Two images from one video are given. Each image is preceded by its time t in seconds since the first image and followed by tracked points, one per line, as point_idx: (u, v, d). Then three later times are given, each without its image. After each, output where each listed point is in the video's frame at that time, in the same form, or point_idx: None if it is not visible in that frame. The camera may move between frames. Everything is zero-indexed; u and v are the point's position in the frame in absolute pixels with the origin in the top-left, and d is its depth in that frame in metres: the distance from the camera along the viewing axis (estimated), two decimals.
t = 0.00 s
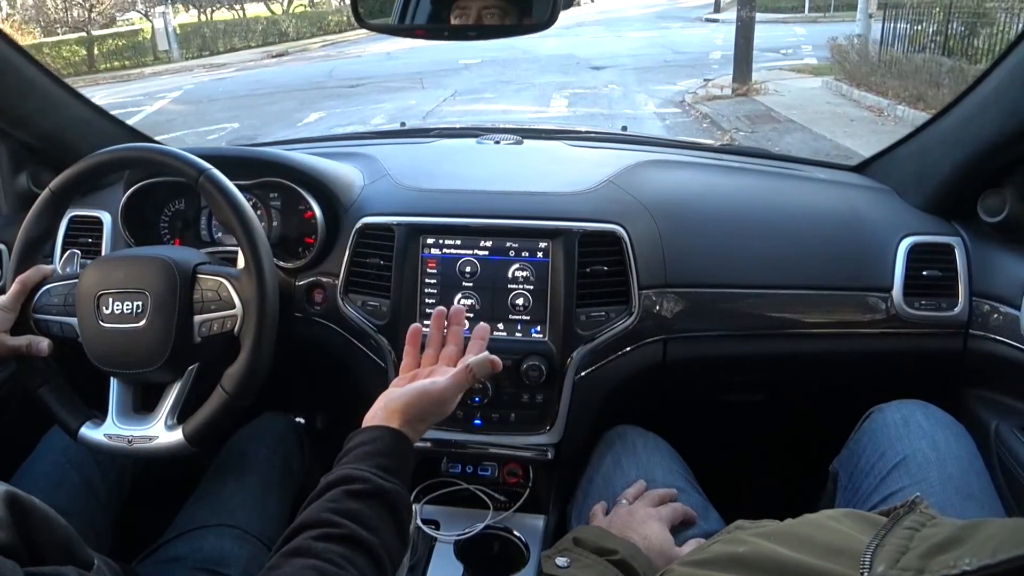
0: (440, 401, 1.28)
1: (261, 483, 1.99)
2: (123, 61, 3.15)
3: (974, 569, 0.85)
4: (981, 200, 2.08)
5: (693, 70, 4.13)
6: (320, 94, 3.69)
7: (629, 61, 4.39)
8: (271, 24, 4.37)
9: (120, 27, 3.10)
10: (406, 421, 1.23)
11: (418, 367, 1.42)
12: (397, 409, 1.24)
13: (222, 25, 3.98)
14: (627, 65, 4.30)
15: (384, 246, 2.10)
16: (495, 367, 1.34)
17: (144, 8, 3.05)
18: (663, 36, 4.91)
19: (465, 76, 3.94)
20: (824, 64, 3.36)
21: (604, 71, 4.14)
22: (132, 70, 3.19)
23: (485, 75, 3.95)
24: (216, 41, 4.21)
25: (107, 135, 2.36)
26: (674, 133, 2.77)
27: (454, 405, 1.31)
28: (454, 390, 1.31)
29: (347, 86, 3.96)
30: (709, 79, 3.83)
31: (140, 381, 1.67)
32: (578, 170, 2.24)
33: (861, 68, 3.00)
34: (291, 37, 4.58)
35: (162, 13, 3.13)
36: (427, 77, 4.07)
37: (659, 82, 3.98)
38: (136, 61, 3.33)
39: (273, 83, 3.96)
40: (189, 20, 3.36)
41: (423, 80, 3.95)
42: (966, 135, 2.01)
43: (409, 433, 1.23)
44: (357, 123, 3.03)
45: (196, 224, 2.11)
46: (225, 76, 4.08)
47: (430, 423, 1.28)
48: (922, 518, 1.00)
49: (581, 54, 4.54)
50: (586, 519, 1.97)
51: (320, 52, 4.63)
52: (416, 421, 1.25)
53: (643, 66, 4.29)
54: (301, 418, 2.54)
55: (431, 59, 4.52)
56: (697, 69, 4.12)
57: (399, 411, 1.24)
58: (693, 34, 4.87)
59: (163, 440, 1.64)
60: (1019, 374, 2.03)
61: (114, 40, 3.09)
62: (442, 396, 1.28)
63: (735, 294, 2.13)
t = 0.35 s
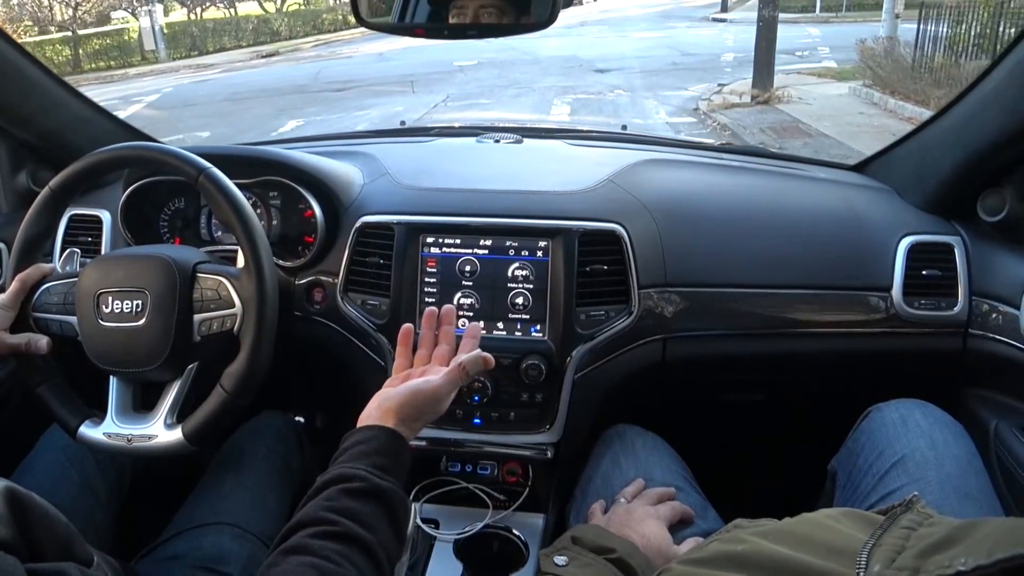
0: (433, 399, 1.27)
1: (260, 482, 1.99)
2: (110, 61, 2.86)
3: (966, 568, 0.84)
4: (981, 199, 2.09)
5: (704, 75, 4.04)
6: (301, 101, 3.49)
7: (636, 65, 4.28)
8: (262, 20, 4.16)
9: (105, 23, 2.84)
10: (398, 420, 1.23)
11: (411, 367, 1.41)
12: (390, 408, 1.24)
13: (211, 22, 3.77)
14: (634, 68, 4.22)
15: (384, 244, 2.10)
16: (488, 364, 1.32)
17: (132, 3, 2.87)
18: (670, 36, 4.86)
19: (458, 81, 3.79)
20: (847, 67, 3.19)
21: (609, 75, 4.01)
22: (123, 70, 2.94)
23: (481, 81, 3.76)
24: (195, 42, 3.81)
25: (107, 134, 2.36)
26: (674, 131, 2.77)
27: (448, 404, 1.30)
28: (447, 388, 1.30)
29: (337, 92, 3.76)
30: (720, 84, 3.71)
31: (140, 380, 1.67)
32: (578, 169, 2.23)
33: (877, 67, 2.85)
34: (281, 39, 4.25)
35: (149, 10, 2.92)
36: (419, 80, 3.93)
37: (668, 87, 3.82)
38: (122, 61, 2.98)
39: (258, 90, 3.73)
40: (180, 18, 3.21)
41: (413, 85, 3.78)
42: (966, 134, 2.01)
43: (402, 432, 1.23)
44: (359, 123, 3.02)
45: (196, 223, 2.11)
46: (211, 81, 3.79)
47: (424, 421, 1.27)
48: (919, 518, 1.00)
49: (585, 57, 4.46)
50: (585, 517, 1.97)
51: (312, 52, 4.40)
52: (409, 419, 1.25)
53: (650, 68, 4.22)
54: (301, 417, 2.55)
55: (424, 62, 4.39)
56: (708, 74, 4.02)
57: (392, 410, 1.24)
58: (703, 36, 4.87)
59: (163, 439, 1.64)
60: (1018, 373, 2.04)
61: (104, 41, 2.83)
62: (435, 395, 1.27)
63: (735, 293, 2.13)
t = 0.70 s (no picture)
0: (434, 399, 1.27)
1: (260, 481, 1.99)
2: (100, 64, 2.60)
3: None
4: (981, 198, 2.09)
5: (712, 77, 4.02)
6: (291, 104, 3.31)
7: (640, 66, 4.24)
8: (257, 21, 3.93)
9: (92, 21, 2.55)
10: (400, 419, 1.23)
11: (411, 365, 1.42)
12: (392, 407, 1.23)
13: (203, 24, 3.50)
14: (639, 69, 4.19)
15: (384, 243, 2.10)
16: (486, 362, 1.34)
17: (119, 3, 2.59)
18: (675, 35, 4.83)
19: (456, 84, 3.73)
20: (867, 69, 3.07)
21: (613, 76, 3.98)
22: (109, 76, 2.68)
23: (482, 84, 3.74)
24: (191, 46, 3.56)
25: (107, 134, 2.36)
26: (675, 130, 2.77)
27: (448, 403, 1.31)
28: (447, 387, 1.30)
29: (327, 98, 3.56)
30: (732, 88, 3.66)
31: (140, 379, 1.67)
32: (579, 168, 2.23)
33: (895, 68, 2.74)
34: (275, 36, 3.77)
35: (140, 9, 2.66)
36: (416, 81, 3.89)
37: (676, 91, 3.72)
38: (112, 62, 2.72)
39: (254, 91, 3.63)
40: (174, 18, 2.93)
41: (407, 88, 3.69)
42: (966, 133, 2.01)
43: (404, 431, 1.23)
44: (360, 121, 3.01)
45: (196, 222, 2.11)
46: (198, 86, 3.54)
47: (425, 421, 1.27)
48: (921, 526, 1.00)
49: (589, 57, 4.44)
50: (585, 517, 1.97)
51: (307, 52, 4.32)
52: (411, 418, 1.25)
53: (654, 68, 4.19)
54: (301, 416, 2.55)
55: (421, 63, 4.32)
56: (718, 78, 3.98)
57: (394, 408, 1.24)
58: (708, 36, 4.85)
59: (163, 438, 1.64)
60: (1018, 373, 2.04)
61: (90, 40, 2.54)
62: (436, 394, 1.27)
63: (736, 293, 2.13)
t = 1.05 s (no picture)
0: (434, 396, 1.27)
1: (261, 479, 1.99)
2: (93, 65, 2.52)
3: None
4: (982, 197, 2.09)
5: (719, 78, 4.00)
6: (286, 104, 3.25)
7: (644, 66, 4.20)
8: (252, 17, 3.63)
9: (85, 19, 2.55)
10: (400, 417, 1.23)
11: (414, 362, 1.41)
12: (392, 405, 1.23)
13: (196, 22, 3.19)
14: (643, 69, 4.16)
15: (384, 242, 2.10)
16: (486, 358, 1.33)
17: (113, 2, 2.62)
18: (678, 34, 4.80)
19: (453, 85, 3.70)
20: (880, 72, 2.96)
21: (616, 76, 3.96)
22: (91, 76, 2.43)
23: (482, 85, 3.72)
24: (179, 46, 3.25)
25: (107, 133, 2.36)
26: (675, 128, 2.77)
27: (448, 400, 1.30)
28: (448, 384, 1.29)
29: (319, 99, 3.39)
30: (740, 89, 3.62)
31: (141, 378, 1.67)
32: (580, 167, 2.23)
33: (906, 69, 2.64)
34: (272, 37, 3.79)
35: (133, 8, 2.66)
36: (418, 80, 3.88)
37: (682, 92, 3.65)
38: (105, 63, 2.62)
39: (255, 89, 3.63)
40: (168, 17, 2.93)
41: (407, 87, 3.68)
42: (967, 132, 2.01)
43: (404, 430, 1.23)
44: (360, 119, 3.01)
45: (197, 221, 2.11)
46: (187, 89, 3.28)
47: (426, 418, 1.27)
48: (923, 531, 1.02)
49: (591, 57, 4.41)
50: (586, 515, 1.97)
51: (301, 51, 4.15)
52: (412, 416, 1.24)
53: (658, 68, 4.17)
54: (302, 415, 2.55)
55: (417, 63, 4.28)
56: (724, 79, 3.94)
57: (394, 407, 1.23)
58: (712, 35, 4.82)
59: (163, 437, 1.64)
60: (1019, 371, 2.04)
61: (82, 40, 2.49)
62: (435, 392, 1.27)
63: (737, 291, 2.13)
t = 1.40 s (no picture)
0: (449, 393, 1.28)
1: (262, 478, 1.99)
2: (88, 65, 2.48)
3: None
4: (982, 195, 2.09)
5: (722, 78, 3.99)
6: (288, 104, 3.25)
7: (646, 66, 4.19)
8: (251, 15, 3.59)
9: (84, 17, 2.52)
10: (415, 412, 1.24)
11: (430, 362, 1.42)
12: (404, 399, 1.24)
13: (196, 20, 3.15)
14: (645, 69, 4.16)
15: (385, 241, 2.10)
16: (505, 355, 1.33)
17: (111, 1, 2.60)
18: (682, 34, 4.85)
19: (453, 85, 3.70)
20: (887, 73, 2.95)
21: (617, 76, 3.96)
22: (87, 76, 2.40)
23: (483, 86, 3.72)
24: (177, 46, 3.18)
25: (108, 132, 2.36)
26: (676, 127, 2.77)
27: (463, 396, 1.31)
28: (463, 381, 1.30)
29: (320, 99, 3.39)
30: (744, 89, 3.60)
31: (141, 377, 1.67)
32: (581, 166, 2.23)
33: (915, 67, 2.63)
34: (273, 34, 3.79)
35: (129, 7, 2.65)
36: (419, 79, 3.87)
37: (684, 93, 3.64)
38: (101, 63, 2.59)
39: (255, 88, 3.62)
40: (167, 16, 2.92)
41: (408, 87, 3.68)
42: (967, 131, 2.01)
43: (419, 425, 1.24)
44: (360, 118, 3.00)
45: (198, 220, 2.12)
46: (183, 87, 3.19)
47: (440, 414, 1.28)
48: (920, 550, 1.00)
49: (593, 57, 4.41)
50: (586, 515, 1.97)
51: (300, 53, 4.11)
52: (425, 412, 1.25)
53: (660, 68, 4.16)
54: (303, 413, 2.55)
55: (416, 63, 4.27)
56: (727, 78, 3.93)
57: (408, 402, 1.24)
58: (715, 35, 4.82)
59: (164, 436, 1.64)
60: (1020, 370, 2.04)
61: (79, 39, 2.44)
62: (450, 388, 1.28)
63: (738, 290, 2.13)
